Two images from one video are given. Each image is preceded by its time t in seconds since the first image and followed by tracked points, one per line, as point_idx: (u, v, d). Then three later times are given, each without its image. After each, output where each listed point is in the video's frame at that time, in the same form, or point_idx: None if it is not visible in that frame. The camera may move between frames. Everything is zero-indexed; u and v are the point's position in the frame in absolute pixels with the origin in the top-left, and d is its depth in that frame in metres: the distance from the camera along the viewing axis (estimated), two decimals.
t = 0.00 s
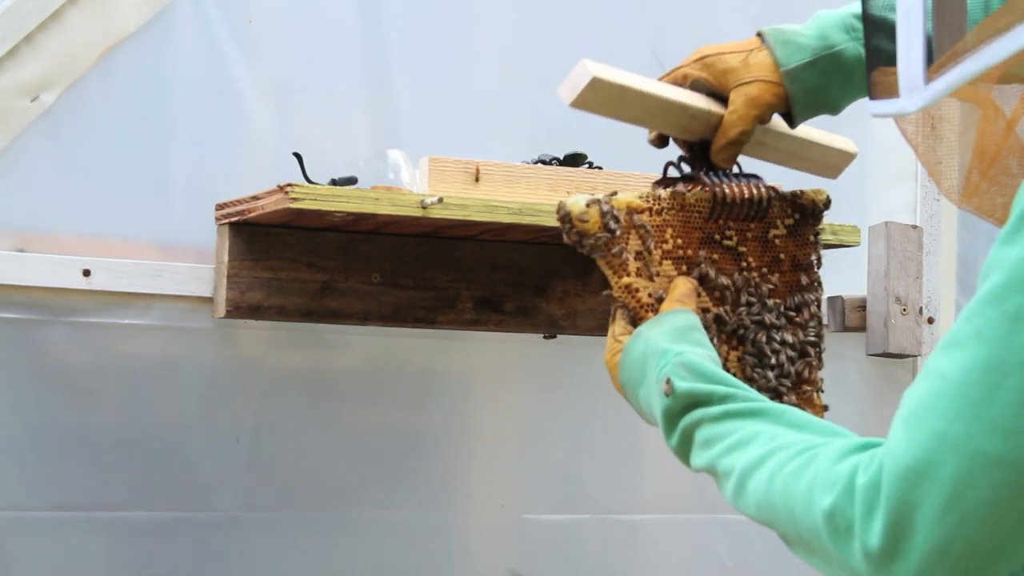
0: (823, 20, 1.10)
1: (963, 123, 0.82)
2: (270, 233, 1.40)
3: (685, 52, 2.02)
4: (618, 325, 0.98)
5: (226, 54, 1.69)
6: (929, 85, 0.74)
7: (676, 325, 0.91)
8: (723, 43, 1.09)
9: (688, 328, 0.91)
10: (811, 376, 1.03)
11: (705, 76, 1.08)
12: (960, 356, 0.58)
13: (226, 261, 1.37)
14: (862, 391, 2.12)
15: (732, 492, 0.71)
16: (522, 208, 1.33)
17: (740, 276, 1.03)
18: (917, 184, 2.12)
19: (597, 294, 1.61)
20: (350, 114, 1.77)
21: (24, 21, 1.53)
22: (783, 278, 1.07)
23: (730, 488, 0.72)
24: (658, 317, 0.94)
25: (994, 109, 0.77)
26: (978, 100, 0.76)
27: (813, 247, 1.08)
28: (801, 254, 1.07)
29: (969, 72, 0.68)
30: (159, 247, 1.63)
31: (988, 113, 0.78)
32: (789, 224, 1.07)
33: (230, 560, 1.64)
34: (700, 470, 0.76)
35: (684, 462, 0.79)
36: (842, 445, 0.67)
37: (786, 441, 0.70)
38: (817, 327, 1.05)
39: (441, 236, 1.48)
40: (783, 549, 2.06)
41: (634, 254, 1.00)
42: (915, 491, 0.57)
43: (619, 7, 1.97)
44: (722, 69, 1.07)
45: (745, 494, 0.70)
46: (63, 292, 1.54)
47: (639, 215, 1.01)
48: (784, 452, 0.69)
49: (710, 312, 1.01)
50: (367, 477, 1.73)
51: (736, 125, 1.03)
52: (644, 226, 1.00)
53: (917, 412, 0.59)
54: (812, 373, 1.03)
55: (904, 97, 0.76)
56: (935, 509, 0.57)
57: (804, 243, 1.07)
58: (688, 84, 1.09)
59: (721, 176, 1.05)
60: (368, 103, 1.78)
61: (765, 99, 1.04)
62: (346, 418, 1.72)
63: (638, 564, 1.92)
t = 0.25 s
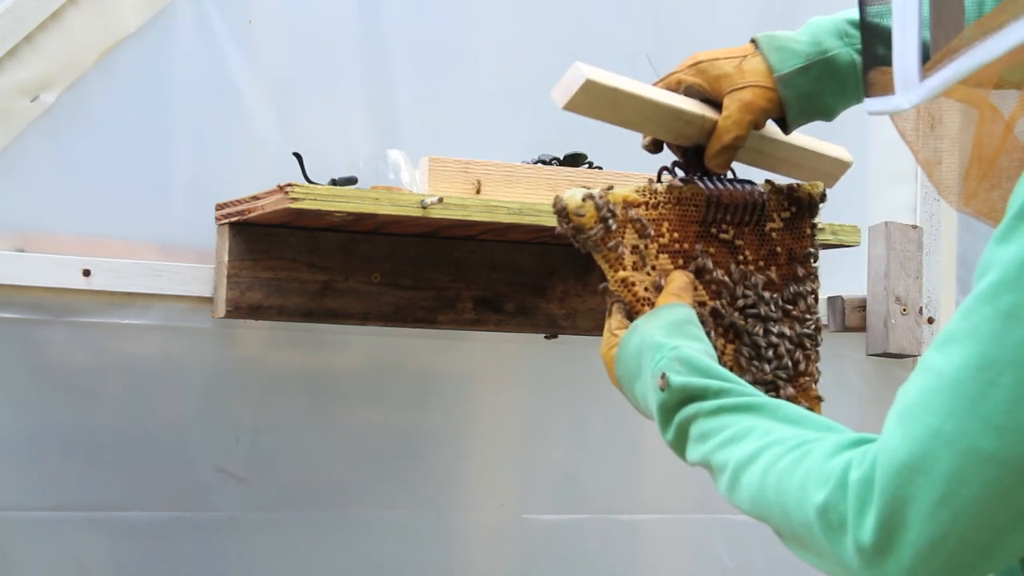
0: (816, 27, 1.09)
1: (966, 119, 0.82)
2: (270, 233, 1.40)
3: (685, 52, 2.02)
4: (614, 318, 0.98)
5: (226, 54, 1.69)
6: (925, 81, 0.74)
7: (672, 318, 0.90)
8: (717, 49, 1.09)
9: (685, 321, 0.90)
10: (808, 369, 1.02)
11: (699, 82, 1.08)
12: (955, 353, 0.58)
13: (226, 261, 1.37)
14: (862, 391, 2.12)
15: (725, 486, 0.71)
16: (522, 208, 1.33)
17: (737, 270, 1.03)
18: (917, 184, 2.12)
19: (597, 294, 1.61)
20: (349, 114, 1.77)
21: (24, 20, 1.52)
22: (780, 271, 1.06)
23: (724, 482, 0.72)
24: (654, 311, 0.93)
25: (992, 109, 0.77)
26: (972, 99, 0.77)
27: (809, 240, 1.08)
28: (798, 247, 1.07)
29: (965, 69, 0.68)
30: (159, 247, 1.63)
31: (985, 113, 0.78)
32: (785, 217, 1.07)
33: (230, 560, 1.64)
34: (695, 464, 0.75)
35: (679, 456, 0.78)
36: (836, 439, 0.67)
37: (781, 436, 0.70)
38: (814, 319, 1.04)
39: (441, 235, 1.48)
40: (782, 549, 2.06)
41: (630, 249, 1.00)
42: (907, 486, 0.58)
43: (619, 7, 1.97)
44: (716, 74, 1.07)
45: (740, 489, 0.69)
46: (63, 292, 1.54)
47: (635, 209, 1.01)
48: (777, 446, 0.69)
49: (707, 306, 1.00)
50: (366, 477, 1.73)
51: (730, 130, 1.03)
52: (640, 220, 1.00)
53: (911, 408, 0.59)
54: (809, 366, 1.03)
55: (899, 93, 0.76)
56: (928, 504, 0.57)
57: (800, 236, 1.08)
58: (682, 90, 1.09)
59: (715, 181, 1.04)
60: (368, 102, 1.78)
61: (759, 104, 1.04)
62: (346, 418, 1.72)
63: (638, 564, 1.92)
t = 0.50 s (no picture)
0: (810, 28, 1.09)
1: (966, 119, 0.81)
2: (270, 233, 1.40)
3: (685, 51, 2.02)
4: (612, 317, 0.98)
5: (226, 54, 1.69)
6: (920, 80, 0.74)
7: (669, 315, 0.90)
8: (711, 49, 1.09)
9: (682, 318, 0.90)
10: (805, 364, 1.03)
11: (690, 81, 1.08)
12: (951, 352, 0.58)
13: (226, 261, 1.37)
14: (862, 391, 2.12)
15: (722, 484, 0.71)
16: (522, 208, 1.33)
17: (734, 265, 1.02)
18: (917, 184, 2.12)
19: (597, 294, 1.61)
20: (349, 113, 1.77)
21: (24, 20, 1.52)
22: (777, 266, 1.06)
23: (721, 480, 0.71)
24: (651, 308, 0.93)
25: (989, 109, 0.77)
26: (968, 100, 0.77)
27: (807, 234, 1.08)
28: (795, 241, 1.07)
29: (960, 69, 0.69)
30: (159, 247, 1.63)
31: (983, 114, 0.78)
32: (781, 213, 1.07)
33: (230, 560, 1.64)
34: (693, 462, 0.75)
35: (677, 453, 0.79)
36: (832, 438, 0.67)
37: (777, 433, 0.69)
38: (812, 313, 1.04)
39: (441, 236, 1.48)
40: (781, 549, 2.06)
41: (626, 246, 0.99)
42: (902, 484, 0.58)
43: (619, 8, 1.97)
44: (708, 74, 1.07)
45: (736, 486, 0.69)
46: (64, 292, 1.54)
47: (631, 206, 1.00)
48: (773, 444, 0.69)
49: (704, 303, 1.00)
50: (366, 477, 1.73)
51: (720, 129, 1.03)
52: (636, 217, 1.00)
53: (907, 406, 0.59)
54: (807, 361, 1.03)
55: (895, 93, 0.77)
56: (922, 503, 0.57)
57: (798, 231, 1.07)
58: (675, 88, 1.10)
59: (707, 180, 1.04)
60: (368, 102, 1.78)
61: (751, 104, 1.04)
62: (346, 418, 1.72)
63: (638, 564, 1.92)
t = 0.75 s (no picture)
0: (805, 27, 1.09)
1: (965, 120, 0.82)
2: (270, 233, 1.40)
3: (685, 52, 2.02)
4: (605, 315, 0.97)
5: (226, 54, 1.69)
6: (917, 78, 0.75)
7: (662, 313, 0.90)
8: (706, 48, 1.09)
9: (675, 316, 0.89)
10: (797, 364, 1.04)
11: (686, 81, 1.08)
12: (946, 350, 0.58)
13: (226, 261, 1.37)
14: (862, 392, 2.12)
15: (714, 481, 0.71)
16: (522, 208, 1.33)
17: (728, 265, 1.03)
18: (917, 184, 2.12)
19: (597, 294, 1.61)
20: (348, 113, 1.77)
21: (24, 20, 1.52)
22: (771, 267, 1.06)
23: (713, 477, 0.71)
24: (645, 306, 0.92)
25: (986, 109, 0.78)
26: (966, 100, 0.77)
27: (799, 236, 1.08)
28: (788, 243, 1.07)
29: (956, 67, 0.69)
30: (159, 247, 1.63)
31: (981, 115, 0.79)
32: (775, 214, 1.07)
33: (230, 560, 1.64)
34: (685, 458, 0.75)
35: (670, 450, 0.78)
36: (825, 435, 0.66)
37: (769, 431, 0.69)
38: (803, 315, 1.05)
39: (441, 236, 1.48)
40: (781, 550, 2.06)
41: (622, 242, 0.98)
42: (895, 483, 0.57)
43: (619, 8, 1.97)
44: (705, 74, 1.07)
45: (729, 483, 0.69)
46: (64, 292, 1.54)
47: (627, 203, 0.99)
48: (766, 442, 0.68)
49: (698, 301, 1.00)
50: (366, 477, 1.73)
51: (718, 129, 1.03)
52: (631, 215, 0.99)
53: (901, 404, 0.59)
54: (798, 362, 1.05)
55: (892, 90, 0.77)
56: (916, 501, 0.57)
57: (791, 233, 1.08)
58: (671, 89, 1.10)
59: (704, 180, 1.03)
60: (368, 103, 1.78)
61: (747, 104, 1.04)
62: (346, 418, 1.72)
63: (639, 564, 1.92)
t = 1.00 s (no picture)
0: (800, 24, 1.09)
1: (962, 118, 0.82)
2: (270, 233, 1.40)
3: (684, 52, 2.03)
4: (600, 316, 0.97)
5: (226, 54, 1.69)
6: (913, 77, 0.74)
7: (658, 312, 0.89)
8: (702, 52, 1.09)
9: (671, 315, 0.89)
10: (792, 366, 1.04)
11: (684, 84, 1.08)
12: (942, 349, 0.58)
13: (226, 261, 1.37)
14: (862, 391, 2.12)
15: (710, 481, 0.71)
16: (522, 208, 1.33)
17: (722, 266, 1.03)
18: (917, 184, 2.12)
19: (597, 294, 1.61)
20: (348, 113, 1.77)
21: (24, 20, 1.52)
22: (764, 269, 1.07)
23: (708, 477, 0.71)
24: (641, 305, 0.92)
25: (984, 110, 0.79)
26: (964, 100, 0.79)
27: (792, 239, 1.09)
28: (781, 245, 1.08)
29: (952, 66, 0.69)
30: (159, 247, 1.63)
31: (978, 115, 0.80)
32: (767, 217, 1.07)
33: (230, 560, 1.64)
34: (681, 459, 0.75)
35: (665, 450, 0.78)
36: (819, 435, 0.66)
37: (763, 431, 0.69)
38: (797, 315, 1.06)
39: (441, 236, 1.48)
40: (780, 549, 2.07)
41: (618, 244, 0.98)
42: (890, 481, 0.57)
43: (619, 8, 1.97)
44: (702, 76, 1.07)
45: (724, 483, 0.69)
46: (64, 292, 1.54)
47: (621, 205, 1.00)
48: (761, 442, 0.68)
49: (693, 302, 1.00)
50: (366, 477, 1.73)
51: (715, 132, 1.02)
52: (626, 216, 0.99)
53: (896, 403, 0.59)
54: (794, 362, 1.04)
55: (889, 90, 0.76)
56: (911, 499, 0.57)
57: (783, 235, 1.08)
58: (669, 93, 1.09)
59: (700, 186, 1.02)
60: (368, 103, 1.78)
61: (746, 105, 1.04)
62: (346, 418, 1.72)
63: (639, 563, 1.93)
